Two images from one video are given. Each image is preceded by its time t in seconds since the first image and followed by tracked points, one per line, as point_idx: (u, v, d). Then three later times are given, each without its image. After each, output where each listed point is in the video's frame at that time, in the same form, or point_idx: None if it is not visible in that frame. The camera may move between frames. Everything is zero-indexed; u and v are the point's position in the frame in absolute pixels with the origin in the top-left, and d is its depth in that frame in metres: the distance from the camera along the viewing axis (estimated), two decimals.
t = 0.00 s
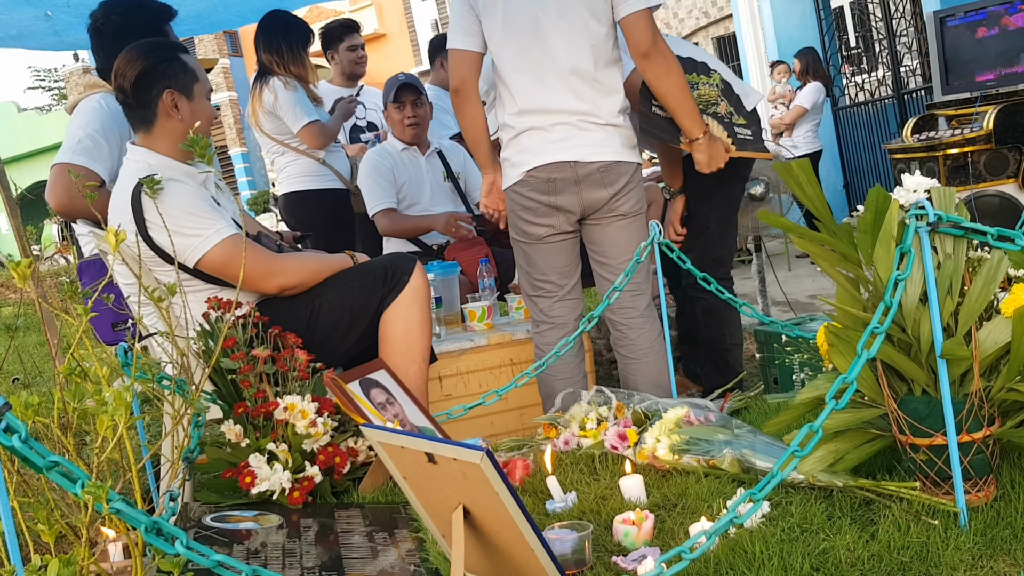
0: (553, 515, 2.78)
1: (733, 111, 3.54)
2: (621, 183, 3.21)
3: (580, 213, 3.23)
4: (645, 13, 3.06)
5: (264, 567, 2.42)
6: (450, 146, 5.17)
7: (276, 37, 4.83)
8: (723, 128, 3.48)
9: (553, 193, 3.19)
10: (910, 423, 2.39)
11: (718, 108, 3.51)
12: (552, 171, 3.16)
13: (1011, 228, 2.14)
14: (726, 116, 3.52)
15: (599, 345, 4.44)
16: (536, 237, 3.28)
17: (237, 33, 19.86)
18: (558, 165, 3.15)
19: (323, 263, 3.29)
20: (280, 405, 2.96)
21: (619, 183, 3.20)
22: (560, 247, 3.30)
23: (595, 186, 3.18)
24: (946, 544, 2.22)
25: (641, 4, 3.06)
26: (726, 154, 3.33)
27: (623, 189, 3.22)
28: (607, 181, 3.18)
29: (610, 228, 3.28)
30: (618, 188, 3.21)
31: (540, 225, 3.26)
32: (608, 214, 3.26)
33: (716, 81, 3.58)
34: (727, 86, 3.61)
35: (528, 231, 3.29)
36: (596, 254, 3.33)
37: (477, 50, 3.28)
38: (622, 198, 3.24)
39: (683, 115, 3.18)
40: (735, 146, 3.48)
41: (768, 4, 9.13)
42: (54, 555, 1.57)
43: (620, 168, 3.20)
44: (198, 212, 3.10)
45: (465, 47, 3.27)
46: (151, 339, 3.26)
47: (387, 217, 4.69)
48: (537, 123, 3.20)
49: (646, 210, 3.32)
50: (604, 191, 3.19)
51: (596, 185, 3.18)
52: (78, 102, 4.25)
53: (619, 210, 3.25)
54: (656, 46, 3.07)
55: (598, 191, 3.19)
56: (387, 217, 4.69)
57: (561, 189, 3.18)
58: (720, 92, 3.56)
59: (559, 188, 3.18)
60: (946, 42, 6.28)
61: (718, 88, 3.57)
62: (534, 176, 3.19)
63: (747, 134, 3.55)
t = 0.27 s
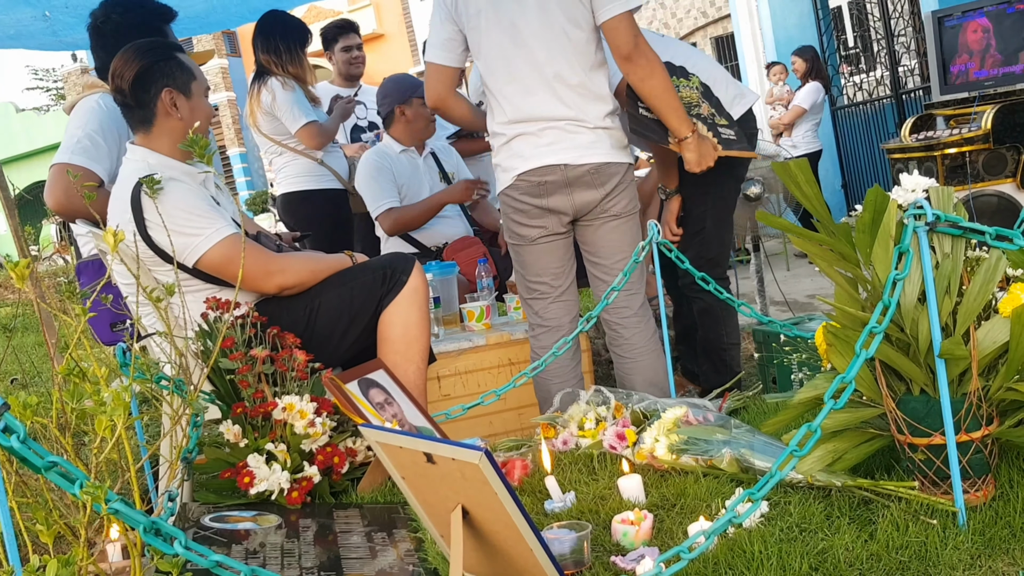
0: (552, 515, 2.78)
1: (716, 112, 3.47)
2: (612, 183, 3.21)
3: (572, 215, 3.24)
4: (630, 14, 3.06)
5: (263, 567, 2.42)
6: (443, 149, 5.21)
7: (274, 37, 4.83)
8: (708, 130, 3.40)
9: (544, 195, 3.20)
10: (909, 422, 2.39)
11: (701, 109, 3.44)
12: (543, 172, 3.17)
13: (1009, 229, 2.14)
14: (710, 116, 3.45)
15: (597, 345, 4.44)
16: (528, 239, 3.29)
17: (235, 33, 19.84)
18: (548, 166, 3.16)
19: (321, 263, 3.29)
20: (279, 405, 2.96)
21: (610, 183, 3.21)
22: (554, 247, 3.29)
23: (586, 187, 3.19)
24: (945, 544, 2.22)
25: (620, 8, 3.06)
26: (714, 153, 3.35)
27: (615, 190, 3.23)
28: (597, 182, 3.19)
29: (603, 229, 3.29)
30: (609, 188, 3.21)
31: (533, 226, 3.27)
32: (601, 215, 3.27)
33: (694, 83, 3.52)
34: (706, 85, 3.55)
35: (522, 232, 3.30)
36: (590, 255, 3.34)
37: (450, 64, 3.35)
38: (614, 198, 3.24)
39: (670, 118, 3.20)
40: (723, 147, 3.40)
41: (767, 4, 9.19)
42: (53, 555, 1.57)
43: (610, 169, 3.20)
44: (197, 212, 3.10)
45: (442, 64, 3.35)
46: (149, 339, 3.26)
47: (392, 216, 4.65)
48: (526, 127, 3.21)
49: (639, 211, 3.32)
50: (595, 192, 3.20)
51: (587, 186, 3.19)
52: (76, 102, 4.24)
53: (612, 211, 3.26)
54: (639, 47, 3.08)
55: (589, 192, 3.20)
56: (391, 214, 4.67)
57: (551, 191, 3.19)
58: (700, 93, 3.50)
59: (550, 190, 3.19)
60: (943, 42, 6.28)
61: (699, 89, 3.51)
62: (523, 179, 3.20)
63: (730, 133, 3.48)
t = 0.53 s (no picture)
0: (552, 516, 2.78)
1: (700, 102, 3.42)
2: (602, 188, 3.22)
3: (563, 218, 3.25)
4: (610, 11, 3.06)
5: (262, 568, 2.42)
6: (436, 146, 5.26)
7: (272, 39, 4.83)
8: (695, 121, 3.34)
9: (534, 200, 3.20)
10: (908, 422, 2.39)
11: (686, 101, 3.39)
12: (533, 177, 3.17)
13: (1009, 228, 2.14)
14: (695, 107, 3.40)
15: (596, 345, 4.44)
16: (521, 241, 3.30)
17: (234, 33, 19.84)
18: (538, 171, 3.16)
19: (321, 264, 3.30)
20: (278, 405, 2.96)
21: (600, 188, 3.21)
22: (546, 248, 3.30)
23: (576, 192, 3.19)
24: (944, 544, 2.22)
25: (601, 4, 3.06)
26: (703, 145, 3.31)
27: (606, 194, 3.24)
28: (588, 186, 3.19)
29: (596, 233, 3.30)
30: (600, 192, 3.22)
31: (525, 228, 3.28)
32: (594, 220, 3.28)
33: (678, 74, 3.47)
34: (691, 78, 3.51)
35: (515, 235, 3.30)
36: (583, 258, 3.35)
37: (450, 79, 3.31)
38: (605, 202, 3.25)
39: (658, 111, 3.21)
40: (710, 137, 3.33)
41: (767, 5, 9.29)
42: (52, 556, 1.57)
43: (599, 173, 3.20)
44: (195, 212, 3.10)
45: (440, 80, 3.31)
46: (148, 340, 3.26)
47: (414, 196, 4.61)
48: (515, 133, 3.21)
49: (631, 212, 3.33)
50: (586, 196, 3.21)
51: (577, 190, 3.19)
52: (75, 103, 4.24)
53: (604, 215, 3.26)
54: (621, 43, 3.08)
55: (579, 196, 3.20)
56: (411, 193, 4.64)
57: (541, 196, 3.19)
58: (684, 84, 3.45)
59: (540, 195, 3.19)
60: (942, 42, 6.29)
61: (683, 81, 3.47)
62: (513, 184, 3.21)
63: (716, 124, 3.41)
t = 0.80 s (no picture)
0: (551, 515, 2.78)
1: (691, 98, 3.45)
2: (592, 187, 3.19)
3: (554, 219, 3.25)
4: (598, 10, 3.04)
5: (262, 568, 2.42)
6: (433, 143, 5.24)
7: (271, 39, 4.82)
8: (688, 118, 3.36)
9: (524, 202, 3.22)
10: (907, 422, 2.39)
11: (678, 98, 3.40)
12: (522, 180, 3.18)
13: (1008, 228, 2.15)
14: (687, 104, 3.42)
15: (595, 345, 4.44)
16: (514, 243, 3.32)
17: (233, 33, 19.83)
18: (526, 174, 3.16)
19: (321, 263, 3.30)
20: (278, 405, 2.97)
21: (590, 188, 3.19)
22: (540, 249, 3.31)
23: (565, 192, 3.18)
24: (943, 544, 2.22)
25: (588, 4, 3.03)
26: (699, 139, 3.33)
27: (596, 193, 3.21)
28: (577, 187, 3.18)
29: (589, 233, 3.28)
30: (590, 192, 3.20)
31: (517, 230, 3.30)
32: (586, 220, 3.26)
33: (668, 73, 3.47)
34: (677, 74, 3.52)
35: (508, 237, 3.33)
36: (577, 258, 3.34)
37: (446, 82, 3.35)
38: (597, 202, 3.22)
39: (650, 110, 3.18)
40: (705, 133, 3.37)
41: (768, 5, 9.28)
42: (51, 556, 1.56)
43: (588, 173, 3.18)
44: (194, 211, 3.09)
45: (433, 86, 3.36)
46: (148, 340, 3.27)
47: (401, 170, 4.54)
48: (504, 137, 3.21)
49: (626, 210, 3.30)
50: (575, 197, 3.19)
51: (566, 190, 3.18)
52: (74, 102, 4.24)
53: (596, 215, 3.24)
54: (610, 43, 3.06)
55: (569, 197, 3.19)
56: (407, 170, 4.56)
57: (530, 198, 3.20)
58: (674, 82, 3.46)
59: (529, 197, 3.20)
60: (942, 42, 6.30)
61: (672, 79, 3.47)
62: (502, 187, 3.23)
63: (710, 118, 3.45)
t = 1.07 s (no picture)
0: (550, 516, 2.78)
1: (687, 110, 3.41)
2: (584, 189, 3.17)
3: (547, 221, 3.24)
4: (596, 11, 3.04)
5: (261, 568, 2.42)
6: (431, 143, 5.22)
7: (268, 39, 4.82)
8: (679, 131, 3.36)
9: (515, 204, 3.23)
10: (906, 423, 2.39)
11: (670, 109, 3.38)
12: (512, 181, 3.19)
13: (1007, 228, 2.15)
14: (681, 117, 3.38)
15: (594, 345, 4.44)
16: (509, 244, 3.34)
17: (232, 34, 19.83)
18: (516, 176, 3.17)
19: (320, 263, 3.30)
20: (276, 406, 2.97)
21: (581, 190, 3.17)
22: (535, 251, 3.32)
23: (556, 194, 3.17)
24: (942, 544, 2.23)
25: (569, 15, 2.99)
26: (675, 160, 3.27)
27: (588, 195, 3.19)
28: (568, 189, 3.17)
29: (583, 235, 3.26)
30: (582, 194, 3.18)
31: (511, 232, 3.32)
32: (579, 223, 3.23)
33: (669, 81, 3.44)
34: (681, 81, 3.47)
35: (503, 238, 3.35)
36: (573, 260, 3.32)
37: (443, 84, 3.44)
38: (589, 205, 3.20)
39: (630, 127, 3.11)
40: (693, 148, 3.36)
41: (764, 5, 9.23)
42: (49, 556, 1.56)
43: (579, 175, 3.16)
44: (193, 211, 3.09)
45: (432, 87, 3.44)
46: (147, 340, 3.26)
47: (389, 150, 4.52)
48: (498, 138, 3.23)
49: (621, 210, 3.26)
50: (566, 199, 3.18)
51: (557, 193, 3.17)
52: (72, 103, 4.24)
53: (589, 218, 3.22)
54: (586, 58, 3.02)
55: (561, 198, 3.18)
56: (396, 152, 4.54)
57: (521, 200, 3.21)
58: (672, 92, 3.42)
59: (521, 199, 3.21)
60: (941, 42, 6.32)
61: (671, 88, 3.43)
62: (495, 189, 3.25)
63: (706, 133, 3.40)
